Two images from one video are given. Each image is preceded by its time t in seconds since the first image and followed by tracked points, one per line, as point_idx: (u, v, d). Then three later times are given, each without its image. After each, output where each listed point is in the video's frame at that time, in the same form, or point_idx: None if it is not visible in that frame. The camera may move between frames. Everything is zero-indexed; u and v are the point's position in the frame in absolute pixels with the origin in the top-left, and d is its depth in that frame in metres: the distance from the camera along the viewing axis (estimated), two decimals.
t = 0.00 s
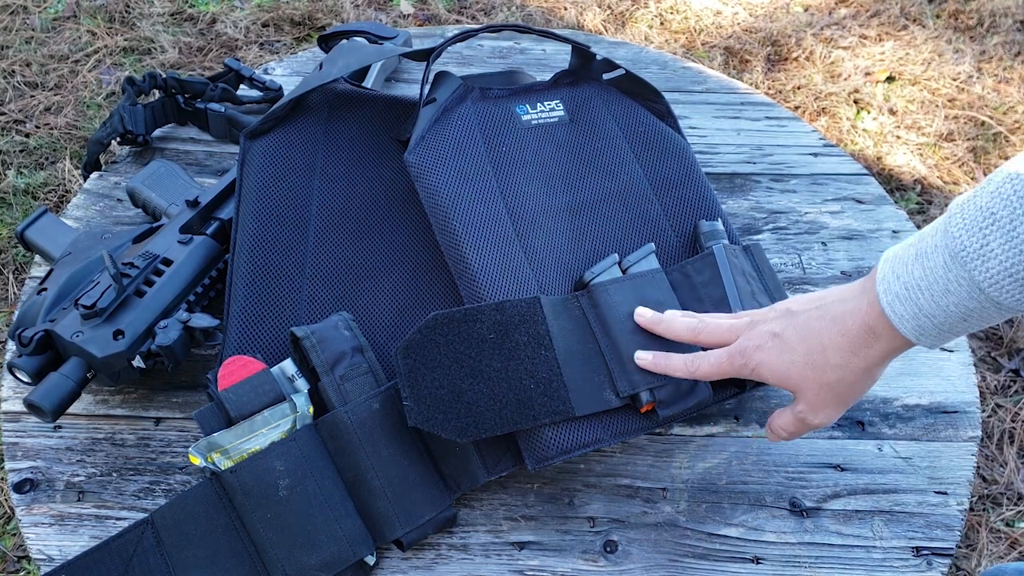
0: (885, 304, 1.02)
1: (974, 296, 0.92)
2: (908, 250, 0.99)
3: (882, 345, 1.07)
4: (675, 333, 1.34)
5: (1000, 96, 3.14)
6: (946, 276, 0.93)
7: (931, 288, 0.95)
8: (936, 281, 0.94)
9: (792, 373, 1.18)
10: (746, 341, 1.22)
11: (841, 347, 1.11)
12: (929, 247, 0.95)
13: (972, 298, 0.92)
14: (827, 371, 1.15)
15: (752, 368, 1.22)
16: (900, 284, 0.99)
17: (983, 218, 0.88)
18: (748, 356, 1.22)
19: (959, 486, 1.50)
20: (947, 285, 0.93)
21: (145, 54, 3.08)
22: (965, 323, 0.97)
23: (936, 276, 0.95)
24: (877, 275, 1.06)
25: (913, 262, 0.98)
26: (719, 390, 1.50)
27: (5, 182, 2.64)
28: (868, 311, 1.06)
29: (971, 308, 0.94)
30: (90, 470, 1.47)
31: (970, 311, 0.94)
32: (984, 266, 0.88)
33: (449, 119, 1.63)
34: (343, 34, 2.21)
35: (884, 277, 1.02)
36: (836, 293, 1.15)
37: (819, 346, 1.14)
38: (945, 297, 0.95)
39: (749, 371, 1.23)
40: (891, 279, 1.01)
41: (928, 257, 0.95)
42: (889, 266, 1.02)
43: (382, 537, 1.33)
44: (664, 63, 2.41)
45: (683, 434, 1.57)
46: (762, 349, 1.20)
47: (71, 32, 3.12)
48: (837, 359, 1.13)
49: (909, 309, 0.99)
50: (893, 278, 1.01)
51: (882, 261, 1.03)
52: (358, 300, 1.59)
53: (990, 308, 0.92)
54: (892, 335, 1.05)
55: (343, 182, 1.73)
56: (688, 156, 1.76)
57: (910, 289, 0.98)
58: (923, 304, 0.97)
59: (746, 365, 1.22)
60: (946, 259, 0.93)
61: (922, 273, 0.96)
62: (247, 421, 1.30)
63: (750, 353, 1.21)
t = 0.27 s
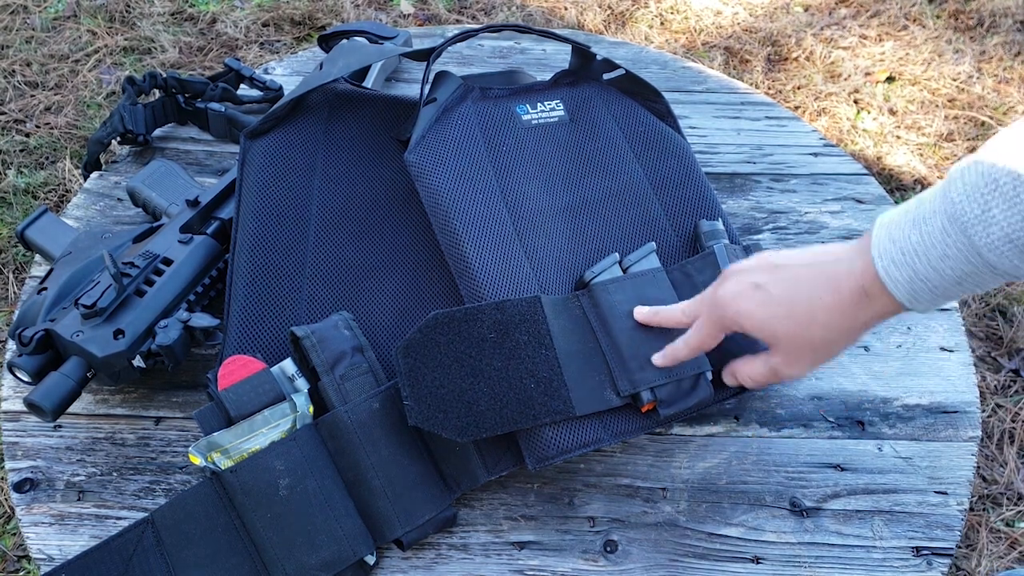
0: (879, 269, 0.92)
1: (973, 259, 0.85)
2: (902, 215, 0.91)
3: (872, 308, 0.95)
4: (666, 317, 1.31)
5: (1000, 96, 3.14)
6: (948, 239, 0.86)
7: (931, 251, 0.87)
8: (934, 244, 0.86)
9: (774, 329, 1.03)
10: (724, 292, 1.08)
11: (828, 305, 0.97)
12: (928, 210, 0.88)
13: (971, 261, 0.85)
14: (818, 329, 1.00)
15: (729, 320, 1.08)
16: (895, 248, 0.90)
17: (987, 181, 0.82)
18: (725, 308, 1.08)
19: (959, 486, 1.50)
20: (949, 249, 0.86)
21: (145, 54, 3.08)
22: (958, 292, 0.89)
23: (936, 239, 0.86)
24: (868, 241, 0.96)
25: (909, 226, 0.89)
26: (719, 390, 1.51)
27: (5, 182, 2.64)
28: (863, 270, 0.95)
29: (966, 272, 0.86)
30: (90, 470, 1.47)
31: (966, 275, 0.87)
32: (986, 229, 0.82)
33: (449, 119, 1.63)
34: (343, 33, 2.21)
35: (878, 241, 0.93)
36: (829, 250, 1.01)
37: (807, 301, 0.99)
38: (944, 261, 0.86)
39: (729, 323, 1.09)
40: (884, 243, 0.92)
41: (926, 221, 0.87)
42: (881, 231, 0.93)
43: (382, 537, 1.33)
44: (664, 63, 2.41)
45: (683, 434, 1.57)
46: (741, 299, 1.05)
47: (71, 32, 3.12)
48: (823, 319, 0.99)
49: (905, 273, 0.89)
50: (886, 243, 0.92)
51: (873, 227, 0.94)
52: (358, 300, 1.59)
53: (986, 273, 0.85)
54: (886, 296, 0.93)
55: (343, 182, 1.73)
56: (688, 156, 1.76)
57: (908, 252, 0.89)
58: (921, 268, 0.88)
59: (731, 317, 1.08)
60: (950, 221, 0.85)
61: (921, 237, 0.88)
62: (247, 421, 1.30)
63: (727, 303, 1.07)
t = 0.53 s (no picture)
0: (835, 221, 0.83)
1: (928, 215, 0.75)
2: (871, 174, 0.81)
3: (825, 262, 0.84)
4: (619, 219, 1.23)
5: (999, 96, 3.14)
6: (906, 196, 0.76)
7: (888, 202, 0.77)
8: (895, 197, 0.77)
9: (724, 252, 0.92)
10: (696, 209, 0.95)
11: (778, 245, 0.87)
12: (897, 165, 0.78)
13: (929, 217, 0.75)
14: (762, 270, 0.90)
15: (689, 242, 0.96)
16: (855, 201, 0.81)
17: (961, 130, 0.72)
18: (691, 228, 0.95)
19: (959, 486, 1.50)
20: (905, 206, 0.76)
21: (145, 54, 3.08)
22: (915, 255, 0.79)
23: (896, 194, 0.77)
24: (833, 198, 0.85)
25: (877, 178, 0.80)
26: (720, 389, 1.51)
27: (4, 182, 2.63)
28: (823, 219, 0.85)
29: (920, 235, 0.76)
30: (90, 470, 1.47)
31: (923, 236, 0.76)
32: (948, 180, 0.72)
33: (450, 119, 1.63)
34: (344, 34, 2.21)
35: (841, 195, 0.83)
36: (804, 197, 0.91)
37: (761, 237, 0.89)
38: (897, 216, 0.77)
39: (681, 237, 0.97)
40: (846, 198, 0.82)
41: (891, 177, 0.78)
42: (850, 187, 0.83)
43: (382, 537, 1.33)
44: (664, 63, 2.41)
45: (683, 434, 1.57)
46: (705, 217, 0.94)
47: (71, 32, 3.12)
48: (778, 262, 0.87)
49: (858, 225, 0.80)
50: (848, 194, 0.82)
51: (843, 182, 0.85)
52: (357, 300, 1.59)
53: (944, 235, 0.75)
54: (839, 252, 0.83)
55: (343, 182, 1.73)
56: (688, 156, 1.75)
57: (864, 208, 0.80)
58: (877, 225, 0.78)
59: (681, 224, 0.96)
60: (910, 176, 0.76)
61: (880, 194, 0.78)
62: (247, 421, 1.30)
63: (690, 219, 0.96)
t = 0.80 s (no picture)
0: (888, 304, 1.01)
1: (976, 301, 0.93)
2: (918, 255, 1.00)
3: (882, 345, 1.05)
4: (665, 294, 1.32)
5: (999, 96, 3.14)
6: (953, 280, 0.94)
7: (937, 290, 0.96)
8: (943, 283, 0.95)
9: (782, 350, 1.13)
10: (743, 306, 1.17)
11: (834, 336, 1.08)
12: (938, 252, 0.97)
13: (975, 304, 0.93)
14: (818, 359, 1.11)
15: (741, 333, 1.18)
16: (905, 284, 0.99)
17: (997, 228, 0.90)
18: (741, 322, 1.17)
19: (959, 486, 1.50)
20: (952, 289, 0.94)
21: (145, 54, 3.08)
22: (965, 332, 0.97)
23: (943, 279, 0.95)
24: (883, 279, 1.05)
25: (923, 267, 0.98)
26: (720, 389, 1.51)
27: (5, 182, 2.63)
28: (873, 309, 1.04)
29: (970, 315, 0.94)
30: (90, 469, 1.47)
31: (970, 319, 0.95)
32: (991, 272, 0.90)
33: (450, 119, 1.63)
34: (344, 34, 2.21)
35: (890, 278, 1.02)
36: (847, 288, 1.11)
37: (816, 331, 1.09)
38: (947, 299, 0.95)
39: (737, 335, 1.18)
40: (897, 280, 1.01)
41: (936, 263, 0.96)
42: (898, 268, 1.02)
43: (382, 537, 1.33)
44: (664, 63, 2.41)
45: (683, 434, 1.57)
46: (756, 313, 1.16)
47: (71, 32, 3.12)
48: (832, 350, 1.09)
49: (911, 310, 0.99)
50: (898, 280, 1.01)
51: (889, 267, 1.03)
52: (357, 300, 1.59)
53: (989, 318, 0.93)
54: (892, 334, 1.03)
55: (343, 181, 1.73)
56: (688, 157, 1.76)
57: (915, 290, 0.98)
58: (927, 306, 0.97)
59: (736, 327, 1.18)
60: (954, 264, 0.94)
61: (927, 278, 0.97)
62: (247, 421, 1.30)
63: (742, 315, 1.17)
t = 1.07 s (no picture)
0: (912, 314, 1.02)
1: (1004, 311, 0.93)
2: (944, 264, 1.00)
3: (905, 354, 1.05)
4: (676, 298, 1.30)
5: (1000, 96, 3.14)
6: (981, 290, 0.94)
7: (963, 299, 0.96)
8: (969, 292, 0.95)
9: (804, 356, 1.13)
10: (764, 309, 1.17)
11: (860, 344, 1.08)
12: (965, 261, 0.97)
13: (1003, 313, 0.93)
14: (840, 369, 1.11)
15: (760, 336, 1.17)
16: (930, 294, 1.00)
17: None
18: (760, 324, 1.17)
19: (959, 486, 1.50)
20: (980, 299, 0.94)
21: (145, 54, 3.08)
22: (991, 343, 0.97)
23: (970, 288, 0.95)
24: (905, 289, 1.05)
25: (948, 276, 0.98)
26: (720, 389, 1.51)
27: (5, 182, 2.63)
28: (898, 317, 1.04)
29: (997, 325, 0.94)
30: (90, 470, 1.47)
31: (997, 328, 0.95)
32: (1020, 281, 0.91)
33: (450, 119, 1.63)
34: (344, 34, 2.21)
35: (914, 288, 1.02)
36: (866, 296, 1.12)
37: (841, 339, 1.09)
38: (974, 309, 0.95)
39: (756, 339, 1.18)
40: (922, 290, 1.01)
41: (963, 272, 0.96)
42: (922, 278, 1.02)
43: (382, 537, 1.33)
44: (665, 63, 2.41)
45: (683, 434, 1.57)
46: (778, 317, 1.16)
47: (71, 32, 3.12)
48: (855, 357, 1.09)
49: (936, 319, 0.99)
50: (923, 289, 1.01)
51: (911, 276, 1.04)
52: (357, 300, 1.59)
53: (1017, 326, 0.94)
54: (918, 343, 1.03)
55: (343, 181, 1.73)
56: (689, 157, 1.76)
57: (941, 300, 0.98)
58: (953, 315, 0.97)
59: (756, 331, 1.18)
60: (981, 273, 0.94)
61: (953, 287, 0.97)
62: (247, 421, 1.30)
63: (763, 319, 1.17)
